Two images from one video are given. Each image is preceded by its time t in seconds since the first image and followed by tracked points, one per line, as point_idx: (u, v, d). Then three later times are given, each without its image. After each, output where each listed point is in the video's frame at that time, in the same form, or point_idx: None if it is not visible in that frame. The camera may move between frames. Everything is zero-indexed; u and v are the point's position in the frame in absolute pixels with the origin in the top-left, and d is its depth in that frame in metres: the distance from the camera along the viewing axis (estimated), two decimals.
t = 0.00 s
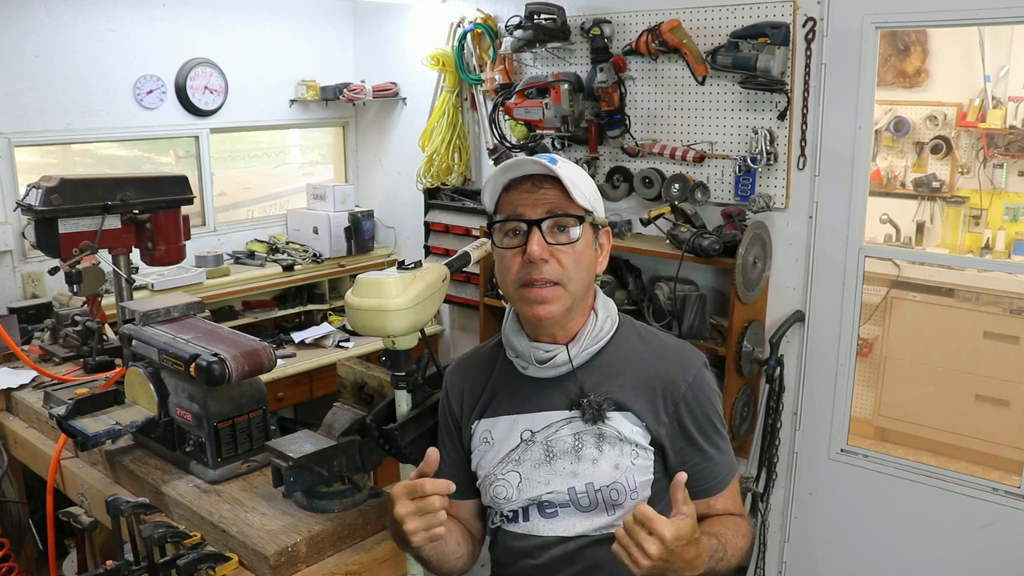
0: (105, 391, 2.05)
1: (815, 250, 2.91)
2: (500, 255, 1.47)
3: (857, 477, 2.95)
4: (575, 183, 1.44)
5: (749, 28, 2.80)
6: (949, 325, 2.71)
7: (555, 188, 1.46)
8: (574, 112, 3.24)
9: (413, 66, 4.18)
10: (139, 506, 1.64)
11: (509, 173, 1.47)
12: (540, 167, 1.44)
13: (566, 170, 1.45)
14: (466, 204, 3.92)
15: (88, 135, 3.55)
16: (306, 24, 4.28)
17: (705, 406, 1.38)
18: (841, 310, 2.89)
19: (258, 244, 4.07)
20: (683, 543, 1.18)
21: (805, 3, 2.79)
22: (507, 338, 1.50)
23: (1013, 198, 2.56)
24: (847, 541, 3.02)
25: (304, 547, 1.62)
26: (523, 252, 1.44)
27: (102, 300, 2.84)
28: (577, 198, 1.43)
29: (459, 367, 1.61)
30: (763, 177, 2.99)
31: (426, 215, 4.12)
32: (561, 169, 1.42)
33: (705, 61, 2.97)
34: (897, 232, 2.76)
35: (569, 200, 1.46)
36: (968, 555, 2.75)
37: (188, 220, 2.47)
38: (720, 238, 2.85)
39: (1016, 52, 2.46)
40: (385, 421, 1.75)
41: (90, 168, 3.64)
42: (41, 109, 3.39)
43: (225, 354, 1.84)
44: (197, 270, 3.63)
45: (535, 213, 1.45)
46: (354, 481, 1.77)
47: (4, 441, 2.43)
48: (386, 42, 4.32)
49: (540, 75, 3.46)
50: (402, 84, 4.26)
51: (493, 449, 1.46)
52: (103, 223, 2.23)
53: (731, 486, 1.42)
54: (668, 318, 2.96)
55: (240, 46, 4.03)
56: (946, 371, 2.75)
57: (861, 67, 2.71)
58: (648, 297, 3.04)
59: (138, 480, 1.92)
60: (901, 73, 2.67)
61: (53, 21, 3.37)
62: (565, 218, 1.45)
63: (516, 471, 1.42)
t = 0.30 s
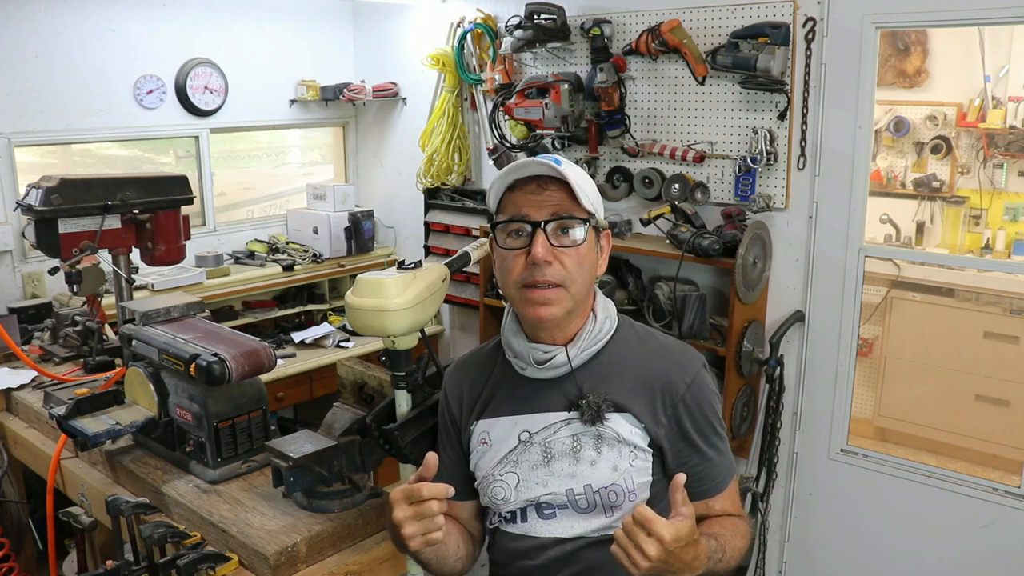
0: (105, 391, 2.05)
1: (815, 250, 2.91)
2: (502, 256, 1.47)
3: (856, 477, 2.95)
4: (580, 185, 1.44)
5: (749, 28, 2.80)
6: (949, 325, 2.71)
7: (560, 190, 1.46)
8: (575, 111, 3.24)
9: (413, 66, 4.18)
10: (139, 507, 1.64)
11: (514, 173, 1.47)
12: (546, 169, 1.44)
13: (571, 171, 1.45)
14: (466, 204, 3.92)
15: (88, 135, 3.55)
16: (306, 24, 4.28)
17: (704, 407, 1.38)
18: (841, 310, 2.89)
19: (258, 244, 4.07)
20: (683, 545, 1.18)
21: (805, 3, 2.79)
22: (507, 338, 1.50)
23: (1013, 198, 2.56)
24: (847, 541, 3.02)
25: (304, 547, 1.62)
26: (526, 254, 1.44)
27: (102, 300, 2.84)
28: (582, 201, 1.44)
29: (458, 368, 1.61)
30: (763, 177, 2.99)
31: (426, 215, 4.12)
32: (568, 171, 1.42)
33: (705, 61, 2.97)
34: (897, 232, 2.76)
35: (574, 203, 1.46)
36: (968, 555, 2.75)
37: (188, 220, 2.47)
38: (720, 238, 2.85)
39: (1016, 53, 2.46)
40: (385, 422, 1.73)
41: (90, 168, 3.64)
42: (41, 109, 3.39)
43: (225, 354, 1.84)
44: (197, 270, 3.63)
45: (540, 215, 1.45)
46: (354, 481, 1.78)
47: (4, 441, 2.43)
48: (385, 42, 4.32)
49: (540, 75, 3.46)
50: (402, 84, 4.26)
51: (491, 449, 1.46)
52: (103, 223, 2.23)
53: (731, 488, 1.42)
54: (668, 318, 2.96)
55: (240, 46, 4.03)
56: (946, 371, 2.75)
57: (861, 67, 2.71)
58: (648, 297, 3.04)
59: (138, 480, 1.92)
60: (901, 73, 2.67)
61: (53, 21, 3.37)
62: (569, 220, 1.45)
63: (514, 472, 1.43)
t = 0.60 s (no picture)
0: (105, 391, 2.04)
1: (815, 250, 2.91)
2: (485, 269, 1.48)
3: (856, 477, 2.95)
4: (550, 189, 1.42)
5: (749, 28, 2.80)
6: (949, 325, 2.71)
7: (531, 197, 1.45)
8: (575, 112, 3.25)
9: (414, 66, 4.18)
10: (139, 506, 1.64)
11: (482, 187, 1.47)
12: (512, 179, 1.43)
13: (539, 176, 1.43)
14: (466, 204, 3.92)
15: (88, 135, 3.55)
16: (306, 24, 4.27)
17: (701, 408, 1.39)
18: (841, 310, 2.89)
19: (258, 244, 4.07)
20: None
21: (805, 3, 2.79)
22: (503, 340, 1.51)
23: (1013, 198, 2.56)
24: (847, 541, 3.02)
25: (304, 547, 1.62)
26: (506, 265, 1.44)
27: (102, 300, 2.83)
28: (553, 205, 1.42)
29: (457, 368, 1.61)
30: (763, 177, 2.98)
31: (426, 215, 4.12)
32: (530, 178, 1.41)
33: (705, 61, 2.98)
34: (897, 232, 2.76)
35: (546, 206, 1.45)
36: (967, 555, 2.75)
37: (188, 220, 2.47)
38: (720, 238, 2.85)
39: (1016, 53, 2.46)
40: (384, 421, 1.66)
41: (90, 168, 3.64)
42: (41, 109, 3.39)
43: (225, 354, 1.84)
44: (197, 270, 3.63)
45: (514, 224, 1.45)
46: (353, 481, 1.77)
47: (4, 441, 2.43)
48: (385, 42, 4.32)
49: (540, 75, 3.46)
50: (402, 84, 4.26)
51: (488, 448, 1.46)
52: (103, 223, 2.23)
53: (726, 495, 1.42)
54: (668, 318, 2.96)
55: (240, 46, 4.03)
56: (946, 371, 2.75)
57: (861, 67, 2.71)
58: (648, 297, 3.04)
59: (138, 480, 1.92)
60: (901, 73, 2.67)
61: (53, 21, 3.37)
62: (545, 225, 1.43)
63: (511, 470, 1.43)
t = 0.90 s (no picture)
0: (105, 391, 2.04)
1: (815, 250, 2.91)
2: (480, 272, 1.48)
3: (856, 478, 2.95)
4: (545, 190, 1.42)
5: (749, 28, 2.80)
6: (949, 325, 2.71)
7: (525, 198, 1.45)
8: (575, 112, 3.24)
9: (414, 66, 4.18)
10: (139, 507, 1.64)
11: (477, 189, 1.47)
12: (507, 180, 1.43)
13: (534, 177, 1.43)
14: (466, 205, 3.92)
15: (88, 135, 3.56)
16: (306, 24, 4.28)
17: (700, 406, 1.39)
18: (841, 310, 2.89)
19: (258, 244, 4.07)
20: None
21: (805, 3, 2.79)
22: (500, 342, 1.51)
23: (1013, 198, 2.56)
24: (847, 541, 3.02)
25: (304, 547, 1.62)
26: (502, 268, 1.44)
27: (102, 300, 2.84)
28: (548, 207, 1.42)
29: (455, 369, 1.61)
30: (763, 177, 2.98)
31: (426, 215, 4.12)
32: (526, 179, 1.41)
33: (705, 61, 2.98)
34: (897, 232, 2.76)
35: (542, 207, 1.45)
36: (967, 556, 2.75)
37: (188, 220, 2.47)
38: (720, 238, 2.85)
39: (1016, 53, 2.46)
40: (385, 421, 1.66)
41: (90, 168, 3.64)
42: (41, 109, 3.39)
43: (225, 354, 1.84)
44: (197, 270, 3.63)
45: (509, 226, 1.45)
46: (354, 481, 1.78)
47: (4, 441, 2.43)
48: (385, 42, 4.32)
49: (540, 75, 3.46)
50: (402, 84, 4.26)
51: (486, 450, 1.46)
52: (103, 223, 2.23)
53: (725, 491, 1.42)
54: (668, 318, 2.96)
55: (240, 46, 4.03)
56: (946, 371, 2.75)
57: (861, 67, 2.70)
58: (648, 297, 3.04)
59: (138, 480, 1.92)
60: (901, 73, 2.67)
61: (53, 21, 3.37)
62: (540, 226, 1.43)
63: (510, 472, 1.43)
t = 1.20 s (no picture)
0: (105, 391, 2.04)
1: (815, 250, 2.91)
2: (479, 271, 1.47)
3: (856, 477, 2.95)
4: (541, 189, 1.42)
5: (749, 28, 2.80)
6: (949, 324, 2.71)
7: (522, 197, 1.45)
8: (575, 112, 3.24)
9: (414, 66, 4.18)
10: (139, 507, 1.64)
11: (474, 188, 1.46)
12: (504, 179, 1.42)
13: (530, 176, 1.43)
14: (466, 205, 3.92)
15: (88, 135, 3.55)
16: (306, 24, 4.28)
17: (698, 405, 1.39)
18: (841, 310, 2.89)
19: (258, 244, 4.07)
20: None
21: (805, 3, 2.79)
22: (499, 342, 1.51)
23: (1013, 198, 2.56)
24: (847, 541, 3.02)
25: (304, 547, 1.62)
26: (500, 267, 1.43)
27: (102, 300, 2.83)
28: (545, 205, 1.42)
29: (455, 369, 1.61)
30: (763, 177, 2.98)
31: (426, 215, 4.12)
32: (523, 179, 1.41)
33: (705, 61, 2.97)
34: (897, 232, 2.76)
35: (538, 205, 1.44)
36: (967, 556, 2.75)
37: (188, 220, 2.47)
38: (720, 238, 2.85)
39: (1016, 53, 2.46)
40: (385, 421, 1.66)
41: (90, 168, 3.64)
42: (41, 109, 3.39)
43: (225, 354, 1.83)
44: (197, 270, 3.63)
45: (506, 225, 1.44)
46: (354, 481, 1.78)
47: (4, 441, 2.43)
48: (385, 42, 4.32)
49: (540, 75, 3.46)
50: (402, 84, 4.26)
51: (485, 450, 1.46)
52: (103, 223, 2.23)
53: (725, 490, 1.42)
54: (668, 318, 2.96)
55: (240, 46, 4.03)
56: (946, 371, 2.75)
57: (861, 67, 2.70)
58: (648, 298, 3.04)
59: (138, 480, 1.92)
60: (901, 73, 2.67)
61: (53, 21, 3.37)
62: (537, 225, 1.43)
63: (508, 472, 1.43)
